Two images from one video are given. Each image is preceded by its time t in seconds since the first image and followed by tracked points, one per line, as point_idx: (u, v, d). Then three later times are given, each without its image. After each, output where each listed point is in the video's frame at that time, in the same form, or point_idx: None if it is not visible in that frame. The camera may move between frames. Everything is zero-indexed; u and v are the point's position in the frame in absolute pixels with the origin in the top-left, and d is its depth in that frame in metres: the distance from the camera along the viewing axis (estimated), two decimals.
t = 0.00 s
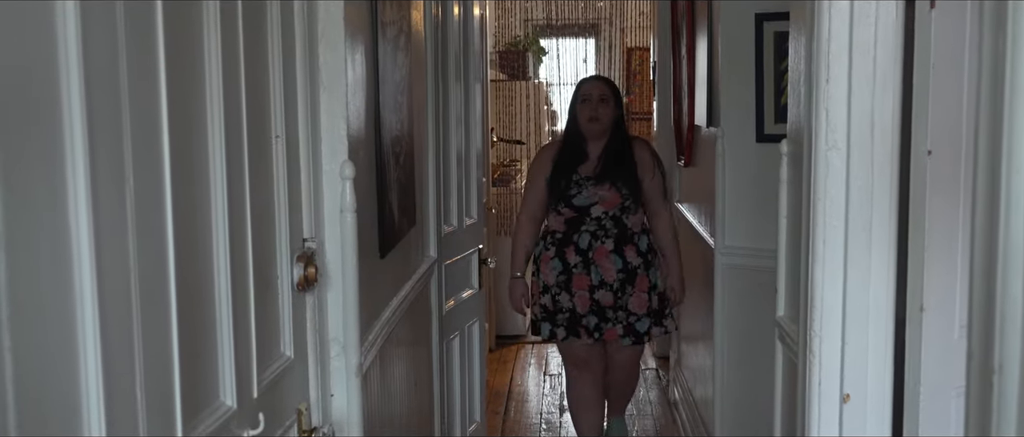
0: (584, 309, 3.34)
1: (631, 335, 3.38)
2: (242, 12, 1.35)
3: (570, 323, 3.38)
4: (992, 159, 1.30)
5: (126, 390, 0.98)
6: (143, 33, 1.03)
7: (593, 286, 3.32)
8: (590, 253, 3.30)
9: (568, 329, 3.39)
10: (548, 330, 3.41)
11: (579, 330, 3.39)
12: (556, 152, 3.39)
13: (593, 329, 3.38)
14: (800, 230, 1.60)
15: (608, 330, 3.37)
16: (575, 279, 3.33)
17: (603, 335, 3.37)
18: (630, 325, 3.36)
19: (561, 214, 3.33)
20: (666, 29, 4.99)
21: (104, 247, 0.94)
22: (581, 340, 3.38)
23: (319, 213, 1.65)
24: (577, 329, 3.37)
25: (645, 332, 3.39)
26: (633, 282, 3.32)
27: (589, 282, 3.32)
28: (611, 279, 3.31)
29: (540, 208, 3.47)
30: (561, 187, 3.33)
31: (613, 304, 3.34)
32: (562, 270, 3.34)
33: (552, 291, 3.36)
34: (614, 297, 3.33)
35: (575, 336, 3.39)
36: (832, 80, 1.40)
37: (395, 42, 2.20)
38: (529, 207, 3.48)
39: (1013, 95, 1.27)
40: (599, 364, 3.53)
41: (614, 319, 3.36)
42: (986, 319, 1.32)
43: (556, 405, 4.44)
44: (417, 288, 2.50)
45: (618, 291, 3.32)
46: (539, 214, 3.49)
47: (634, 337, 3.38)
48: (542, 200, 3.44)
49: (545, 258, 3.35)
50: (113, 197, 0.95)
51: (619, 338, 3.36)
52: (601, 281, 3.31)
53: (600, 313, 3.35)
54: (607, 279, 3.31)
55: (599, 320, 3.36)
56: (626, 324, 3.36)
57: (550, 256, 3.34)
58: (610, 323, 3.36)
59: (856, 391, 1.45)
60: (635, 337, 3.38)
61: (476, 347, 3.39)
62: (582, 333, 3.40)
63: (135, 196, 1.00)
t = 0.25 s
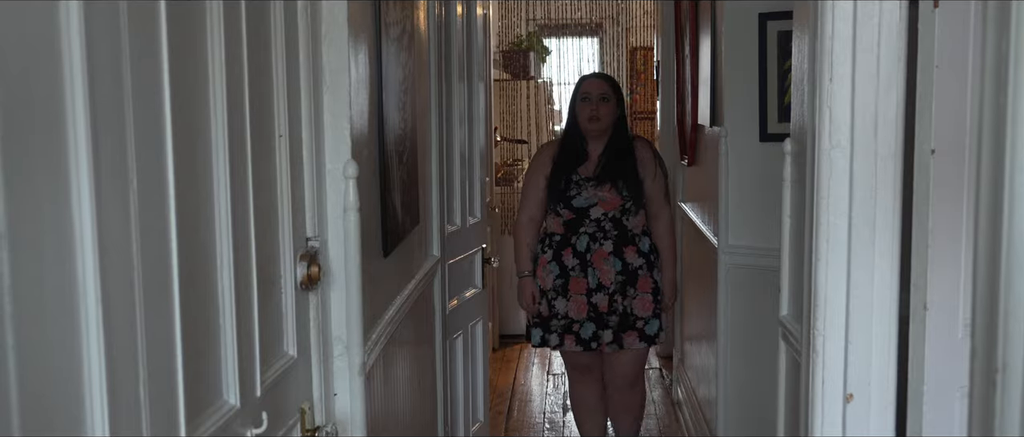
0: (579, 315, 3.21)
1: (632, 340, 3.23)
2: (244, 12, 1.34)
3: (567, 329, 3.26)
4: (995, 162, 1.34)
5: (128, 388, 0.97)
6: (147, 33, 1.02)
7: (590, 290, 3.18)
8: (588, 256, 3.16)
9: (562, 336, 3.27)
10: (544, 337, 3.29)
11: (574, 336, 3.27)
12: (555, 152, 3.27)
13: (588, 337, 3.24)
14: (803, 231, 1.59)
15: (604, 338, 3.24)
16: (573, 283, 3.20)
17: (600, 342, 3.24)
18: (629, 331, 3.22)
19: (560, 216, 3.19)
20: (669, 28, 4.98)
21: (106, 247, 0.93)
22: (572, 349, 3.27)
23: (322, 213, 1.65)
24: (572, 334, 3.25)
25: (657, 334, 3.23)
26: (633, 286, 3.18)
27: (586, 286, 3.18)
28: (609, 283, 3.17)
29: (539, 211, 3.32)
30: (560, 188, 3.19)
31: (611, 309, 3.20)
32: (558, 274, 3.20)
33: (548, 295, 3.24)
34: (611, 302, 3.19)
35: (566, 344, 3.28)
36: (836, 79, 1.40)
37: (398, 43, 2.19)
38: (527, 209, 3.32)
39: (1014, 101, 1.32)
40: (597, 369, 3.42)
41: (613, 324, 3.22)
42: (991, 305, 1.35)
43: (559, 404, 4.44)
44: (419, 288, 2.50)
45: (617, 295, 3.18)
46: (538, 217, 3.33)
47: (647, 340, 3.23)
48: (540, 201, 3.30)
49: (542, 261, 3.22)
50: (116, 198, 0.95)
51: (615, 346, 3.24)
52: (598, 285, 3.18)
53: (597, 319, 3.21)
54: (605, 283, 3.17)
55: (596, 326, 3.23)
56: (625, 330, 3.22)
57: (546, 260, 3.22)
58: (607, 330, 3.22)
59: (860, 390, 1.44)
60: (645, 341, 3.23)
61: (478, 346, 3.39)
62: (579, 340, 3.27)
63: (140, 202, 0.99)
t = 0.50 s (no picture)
0: (578, 326, 3.12)
1: (633, 353, 3.13)
2: (246, 12, 1.35)
3: (565, 339, 3.17)
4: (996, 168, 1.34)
5: (130, 388, 0.98)
6: (150, 33, 1.03)
7: (590, 302, 3.09)
8: (590, 266, 3.07)
9: (561, 346, 3.18)
10: (542, 346, 3.20)
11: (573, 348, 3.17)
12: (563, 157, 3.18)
13: (588, 349, 3.15)
14: (805, 232, 1.59)
15: (604, 351, 3.14)
16: (573, 293, 3.11)
17: (600, 354, 3.15)
18: (631, 345, 3.13)
19: (564, 224, 3.10)
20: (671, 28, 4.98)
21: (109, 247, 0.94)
22: (571, 360, 3.17)
23: (325, 214, 1.65)
24: (571, 346, 3.16)
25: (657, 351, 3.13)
26: (636, 299, 3.08)
27: (586, 297, 3.10)
28: (611, 295, 3.08)
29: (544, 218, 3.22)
30: (564, 195, 3.09)
31: (612, 322, 3.10)
32: (559, 283, 3.12)
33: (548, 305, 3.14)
34: (612, 314, 3.09)
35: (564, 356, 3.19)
36: (837, 80, 1.40)
37: (400, 43, 2.19)
38: (531, 216, 3.22)
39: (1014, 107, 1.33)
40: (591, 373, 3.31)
41: (613, 337, 3.12)
42: (991, 303, 1.36)
43: (561, 405, 4.44)
44: (421, 289, 2.50)
45: (619, 308, 3.09)
46: (542, 225, 3.24)
47: (646, 356, 3.13)
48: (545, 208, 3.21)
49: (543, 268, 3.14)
50: (117, 200, 0.95)
51: (614, 360, 3.15)
52: (599, 296, 3.08)
53: (596, 331, 3.12)
54: (606, 295, 3.08)
55: (595, 338, 3.13)
56: (626, 343, 3.12)
57: (548, 268, 3.13)
58: (607, 343, 3.13)
59: (861, 391, 1.44)
60: (645, 356, 3.13)
61: (481, 347, 3.39)
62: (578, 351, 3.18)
63: (142, 203, 0.99)
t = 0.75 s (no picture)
0: (593, 332, 3.03)
1: (645, 360, 3.04)
2: (248, 13, 1.35)
3: (580, 346, 3.08)
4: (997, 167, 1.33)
5: (132, 389, 0.98)
6: (152, 34, 1.03)
7: (605, 307, 3.01)
8: (604, 270, 2.99)
9: (576, 353, 3.09)
10: (555, 353, 3.10)
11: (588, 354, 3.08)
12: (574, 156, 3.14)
13: (603, 355, 3.06)
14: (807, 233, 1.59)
15: (620, 358, 3.05)
16: (587, 299, 3.02)
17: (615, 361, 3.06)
18: (646, 352, 3.03)
19: (576, 225, 3.02)
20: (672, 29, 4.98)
21: (111, 250, 0.94)
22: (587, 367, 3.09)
23: (327, 215, 1.65)
24: (586, 352, 3.07)
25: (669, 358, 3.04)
26: (652, 304, 3.00)
27: (601, 302, 3.01)
28: (626, 300, 2.99)
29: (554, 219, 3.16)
30: (576, 196, 3.03)
31: (627, 328, 3.01)
32: (573, 287, 3.02)
33: (561, 310, 3.05)
34: (628, 320, 3.01)
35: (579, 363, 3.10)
36: (838, 80, 1.40)
37: (401, 44, 2.20)
38: (541, 218, 3.17)
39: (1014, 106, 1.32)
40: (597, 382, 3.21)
41: (628, 344, 3.03)
42: (992, 313, 1.35)
43: (563, 406, 4.44)
44: (423, 290, 2.50)
45: (634, 313, 3.00)
46: (554, 226, 3.18)
47: (659, 363, 3.04)
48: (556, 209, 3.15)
49: (556, 273, 3.04)
50: (120, 203, 0.96)
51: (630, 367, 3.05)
52: (614, 301, 3.00)
53: (612, 337, 3.03)
54: (621, 300, 2.99)
55: (610, 345, 3.04)
56: (642, 350, 3.03)
57: (562, 272, 3.03)
58: (623, 350, 3.04)
59: (863, 392, 1.44)
60: (658, 363, 3.04)
61: (483, 347, 3.39)
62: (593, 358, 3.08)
63: (144, 206, 0.99)
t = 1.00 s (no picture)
0: (598, 337, 2.99)
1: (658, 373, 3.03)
2: (250, 13, 1.35)
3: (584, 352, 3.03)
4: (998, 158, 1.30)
5: (135, 390, 0.98)
6: (153, 33, 1.03)
7: (610, 311, 2.97)
8: (611, 273, 2.96)
9: (579, 360, 3.04)
10: (559, 358, 3.05)
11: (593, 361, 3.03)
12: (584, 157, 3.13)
13: (606, 363, 3.02)
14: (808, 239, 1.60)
15: (624, 365, 3.02)
16: (591, 302, 2.98)
17: (620, 368, 3.02)
18: (652, 359, 3.02)
19: (584, 227, 3.00)
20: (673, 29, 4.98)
21: (113, 250, 0.94)
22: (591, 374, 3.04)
23: (328, 214, 1.65)
24: (589, 358, 3.02)
25: (681, 368, 3.04)
26: (660, 310, 2.99)
27: (606, 306, 2.97)
28: (633, 305, 2.97)
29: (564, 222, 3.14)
30: (584, 197, 3.02)
31: (633, 334, 2.99)
32: (578, 290, 2.99)
33: (565, 314, 3.01)
34: (634, 326, 2.98)
35: (585, 370, 3.04)
36: (840, 80, 1.40)
37: (403, 44, 2.20)
38: (552, 219, 3.14)
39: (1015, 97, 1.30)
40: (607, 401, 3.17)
41: (634, 350, 3.01)
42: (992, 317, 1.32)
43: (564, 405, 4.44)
44: (425, 290, 2.50)
45: (640, 319, 2.98)
46: (563, 228, 3.15)
47: (670, 373, 3.04)
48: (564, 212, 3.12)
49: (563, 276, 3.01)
50: (122, 202, 0.96)
51: (637, 374, 3.03)
52: (620, 306, 2.97)
53: (617, 343, 2.99)
54: (627, 305, 2.96)
55: (615, 351, 3.01)
56: (648, 358, 3.02)
57: (567, 274, 3.01)
58: (628, 356, 3.01)
59: (863, 392, 1.44)
60: (669, 373, 3.03)
61: (484, 347, 3.39)
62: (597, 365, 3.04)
63: (145, 205, 1.00)
